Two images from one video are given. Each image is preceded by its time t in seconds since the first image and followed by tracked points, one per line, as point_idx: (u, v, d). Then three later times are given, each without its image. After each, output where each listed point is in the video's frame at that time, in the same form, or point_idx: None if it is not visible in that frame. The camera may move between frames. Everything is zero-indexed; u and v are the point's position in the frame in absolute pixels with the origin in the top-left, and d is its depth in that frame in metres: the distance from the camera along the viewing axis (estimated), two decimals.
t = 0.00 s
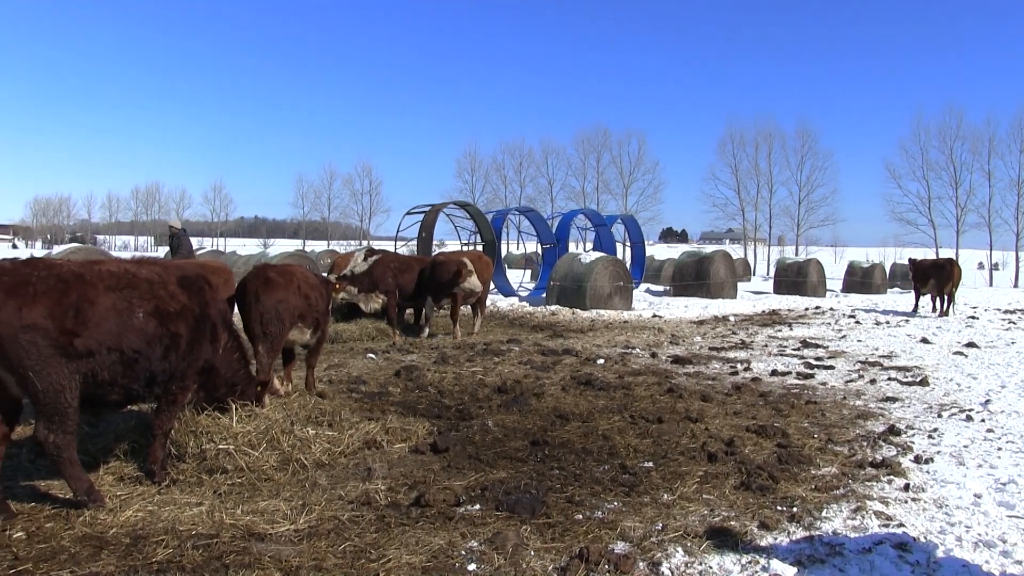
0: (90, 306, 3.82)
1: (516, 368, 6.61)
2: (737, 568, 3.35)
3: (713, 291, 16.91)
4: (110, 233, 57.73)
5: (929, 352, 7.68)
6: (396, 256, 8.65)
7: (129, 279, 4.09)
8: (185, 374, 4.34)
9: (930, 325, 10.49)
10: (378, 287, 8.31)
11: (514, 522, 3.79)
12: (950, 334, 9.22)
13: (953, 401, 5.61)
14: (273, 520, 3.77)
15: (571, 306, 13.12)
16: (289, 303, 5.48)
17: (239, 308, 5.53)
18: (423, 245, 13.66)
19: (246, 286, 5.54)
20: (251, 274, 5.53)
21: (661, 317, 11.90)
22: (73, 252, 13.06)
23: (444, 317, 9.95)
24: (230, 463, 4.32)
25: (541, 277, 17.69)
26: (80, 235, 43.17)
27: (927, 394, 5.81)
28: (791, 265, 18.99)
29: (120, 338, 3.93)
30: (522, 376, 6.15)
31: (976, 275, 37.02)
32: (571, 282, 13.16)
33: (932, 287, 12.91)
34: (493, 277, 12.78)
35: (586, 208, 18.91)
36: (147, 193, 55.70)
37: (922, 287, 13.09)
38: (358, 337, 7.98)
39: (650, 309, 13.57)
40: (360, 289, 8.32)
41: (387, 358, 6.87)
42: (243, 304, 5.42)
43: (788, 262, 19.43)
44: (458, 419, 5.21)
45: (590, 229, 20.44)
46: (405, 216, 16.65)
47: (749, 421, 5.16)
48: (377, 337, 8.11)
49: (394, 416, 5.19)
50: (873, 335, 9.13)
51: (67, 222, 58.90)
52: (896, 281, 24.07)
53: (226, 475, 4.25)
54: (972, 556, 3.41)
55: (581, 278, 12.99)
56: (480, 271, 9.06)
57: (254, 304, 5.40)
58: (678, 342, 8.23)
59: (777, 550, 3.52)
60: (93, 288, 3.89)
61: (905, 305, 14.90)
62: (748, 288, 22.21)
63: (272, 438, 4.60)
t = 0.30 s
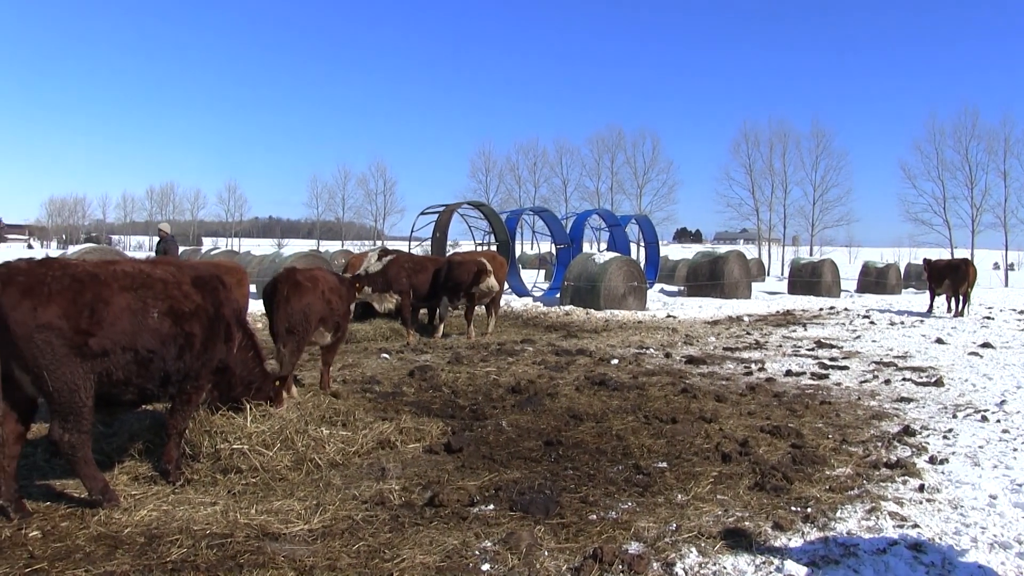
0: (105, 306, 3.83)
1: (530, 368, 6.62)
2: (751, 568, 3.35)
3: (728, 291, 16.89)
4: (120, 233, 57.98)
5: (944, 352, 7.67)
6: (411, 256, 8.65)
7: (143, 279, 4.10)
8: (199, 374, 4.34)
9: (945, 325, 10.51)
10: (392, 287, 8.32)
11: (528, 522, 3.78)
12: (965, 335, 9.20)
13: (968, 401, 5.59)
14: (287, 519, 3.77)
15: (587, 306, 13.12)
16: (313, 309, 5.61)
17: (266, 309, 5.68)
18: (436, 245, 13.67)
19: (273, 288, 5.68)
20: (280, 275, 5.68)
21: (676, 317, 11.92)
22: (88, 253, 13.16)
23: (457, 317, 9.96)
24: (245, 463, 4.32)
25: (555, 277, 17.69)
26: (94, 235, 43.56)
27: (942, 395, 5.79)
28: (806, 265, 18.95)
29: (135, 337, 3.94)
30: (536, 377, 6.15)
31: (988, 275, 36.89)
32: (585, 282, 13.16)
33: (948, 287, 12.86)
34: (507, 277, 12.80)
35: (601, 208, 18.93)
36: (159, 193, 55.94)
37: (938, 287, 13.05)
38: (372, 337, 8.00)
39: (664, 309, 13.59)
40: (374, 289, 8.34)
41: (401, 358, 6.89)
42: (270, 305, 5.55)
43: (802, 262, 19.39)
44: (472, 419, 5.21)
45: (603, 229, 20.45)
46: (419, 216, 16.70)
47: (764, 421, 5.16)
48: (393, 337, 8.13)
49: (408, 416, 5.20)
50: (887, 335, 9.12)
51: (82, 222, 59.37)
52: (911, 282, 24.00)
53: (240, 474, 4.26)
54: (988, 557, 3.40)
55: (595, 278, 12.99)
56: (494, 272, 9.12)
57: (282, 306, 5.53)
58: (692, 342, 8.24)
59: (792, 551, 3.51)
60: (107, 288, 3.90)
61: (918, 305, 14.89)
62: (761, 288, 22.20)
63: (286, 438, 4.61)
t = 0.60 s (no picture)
0: (115, 306, 3.84)
1: (539, 368, 6.63)
2: (760, 569, 3.34)
3: (737, 291, 16.88)
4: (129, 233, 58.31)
5: (955, 352, 7.66)
6: (420, 256, 8.66)
7: (154, 279, 4.10)
8: (209, 374, 4.35)
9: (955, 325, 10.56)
10: (401, 287, 8.32)
11: (537, 522, 3.78)
12: (976, 335, 9.17)
13: (978, 402, 5.57)
14: (296, 519, 3.78)
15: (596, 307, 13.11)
16: (338, 303, 5.70)
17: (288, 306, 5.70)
18: (445, 245, 13.68)
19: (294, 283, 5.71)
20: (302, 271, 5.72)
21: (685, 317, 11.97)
22: (99, 253, 13.23)
23: (466, 317, 9.98)
24: (254, 462, 4.33)
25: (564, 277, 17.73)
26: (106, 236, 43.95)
27: (952, 395, 5.78)
28: (815, 265, 18.92)
29: (146, 338, 3.95)
30: (545, 376, 6.15)
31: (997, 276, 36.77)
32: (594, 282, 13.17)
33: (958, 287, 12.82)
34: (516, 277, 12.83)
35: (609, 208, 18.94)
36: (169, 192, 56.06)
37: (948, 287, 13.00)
38: (381, 336, 8.01)
39: (673, 309, 13.62)
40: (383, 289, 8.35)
41: (410, 358, 6.90)
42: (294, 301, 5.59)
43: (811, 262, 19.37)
44: (481, 419, 5.22)
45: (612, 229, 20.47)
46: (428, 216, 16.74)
47: (774, 422, 5.15)
48: (402, 337, 8.14)
49: (417, 416, 5.21)
50: (897, 335, 9.10)
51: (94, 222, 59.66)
52: (921, 282, 23.95)
53: (250, 474, 4.27)
54: (999, 559, 3.39)
55: (604, 279, 12.99)
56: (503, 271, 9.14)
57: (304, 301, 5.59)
58: (701, 343, 8.24)
59: (801, 552, 3.49)
60: (117, 288, 3.90)
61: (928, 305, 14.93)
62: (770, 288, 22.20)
63: (296, 438, 4.62)
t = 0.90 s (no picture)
0: (124, 306, 3.85)
1: (547, 368, 6.63)
2: (767, 569, 3.33)
3: (745, 291, 16.85)
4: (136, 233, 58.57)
5: (965, 353, 7.65)
6: (428, 256, 8.67)
7: (162, 280, 4.11)
8: (217, 374, 4.36)
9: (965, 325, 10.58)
10: (409, 287, 8.34)
11: (545, 522, 3.78)
12: (987, 335, 9.14)
13: (988, 403, 5.55)
14: (304, 519, 3.78)
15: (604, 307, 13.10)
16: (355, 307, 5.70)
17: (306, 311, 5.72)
18: (453, 245, 13.69)
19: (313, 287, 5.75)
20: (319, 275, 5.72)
21: (694, 317, 11.99)
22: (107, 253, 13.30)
23: (474, 317, 9.99)
24: (263, 462, 4.34)
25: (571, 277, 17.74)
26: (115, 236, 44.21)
27: (963, 396, 5.76)
28: (824, 265, 18.87)
29: (154, 338, 3.96)
30: (554, 376, 6.15)
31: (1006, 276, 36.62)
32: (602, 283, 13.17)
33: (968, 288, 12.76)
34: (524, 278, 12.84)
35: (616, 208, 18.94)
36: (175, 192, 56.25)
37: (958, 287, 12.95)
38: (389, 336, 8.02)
39: (682, 309, 13.64)
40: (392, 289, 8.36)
41: (418, 358, 6.91)
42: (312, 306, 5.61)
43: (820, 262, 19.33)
44: (489, 419, 5.22)
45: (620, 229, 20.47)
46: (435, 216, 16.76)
47: (782, 422, 5.14)
48: (410, 337, 8.15)
49: (425, 416, 5.21)
50: (906, 336, 9.09)
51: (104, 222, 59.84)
52: (930, 282, 23.86)
53: (258, 473, 4.28)
54: (1009, 561, 3.37)
55: (612, 279, 12.99)
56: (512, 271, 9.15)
57: (321, 307, 5.61)
58: (709, 343, 8.24)
59: (810, 553, 3.48)
60: (126, 288, 3.92)
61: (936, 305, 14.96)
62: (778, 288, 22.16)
63: (304, 437, 4.63)
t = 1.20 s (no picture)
0: (131, 307, 3.86)
1: (555, 368, 6.63)
2: (775, 570, 3.33)
3: (752, 292, 16.82)
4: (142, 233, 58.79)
5: (974, 353, 7.63)
6: (436, 256, 8.68)
7: (169, 280, 4.12)
8: (224, 374, 4.37)
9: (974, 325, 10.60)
10: (417, 287, 8.35)
11: (552, 522, 3.78)
12: (996, 336, 9.14)
13: (998, 404, 5.53)
14: (312, 519, 3.78)
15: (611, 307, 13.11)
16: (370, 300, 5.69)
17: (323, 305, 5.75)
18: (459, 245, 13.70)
19: (329, 283, 5.78)
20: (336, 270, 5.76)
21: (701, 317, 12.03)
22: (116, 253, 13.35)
23: (480, 317, 9.99)
24: (270, 462, 4.35)
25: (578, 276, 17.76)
26: (120, 236, 44.36)
27: (972, 397, 5.74)
28: (831, 266, 18.83)
29: (162, 338, 3.96)
30: (561, 377, 6.15)
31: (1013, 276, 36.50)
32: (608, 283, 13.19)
33: (976, 288, 12.74)
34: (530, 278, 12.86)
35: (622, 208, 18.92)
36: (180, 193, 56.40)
37: (966, 288, 12.93)
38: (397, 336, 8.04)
39: (688, 309, 13.67)
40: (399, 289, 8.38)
41: (425, 358, 6.92)
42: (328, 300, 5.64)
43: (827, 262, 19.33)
44: (497, 419, 5.22)
45: (627, 228, 20.49)
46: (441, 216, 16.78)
47: (790, 423, 5.13)
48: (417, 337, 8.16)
49: (432, 416, 5.21)
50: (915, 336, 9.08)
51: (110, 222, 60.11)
52: (938, 283, 23.80)
53: (265, 473, 4.29)
54: (1017, 562, 3.36)
55: (618, 279, 12.99)
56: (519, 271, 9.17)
57: (336, 300, 5.63)
58: (717, 343, 8.23)
59: (817, 553, 3.48)
60: (133, 289, 3.92)
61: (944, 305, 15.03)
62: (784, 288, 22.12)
63: (311, 437, 4.64)
